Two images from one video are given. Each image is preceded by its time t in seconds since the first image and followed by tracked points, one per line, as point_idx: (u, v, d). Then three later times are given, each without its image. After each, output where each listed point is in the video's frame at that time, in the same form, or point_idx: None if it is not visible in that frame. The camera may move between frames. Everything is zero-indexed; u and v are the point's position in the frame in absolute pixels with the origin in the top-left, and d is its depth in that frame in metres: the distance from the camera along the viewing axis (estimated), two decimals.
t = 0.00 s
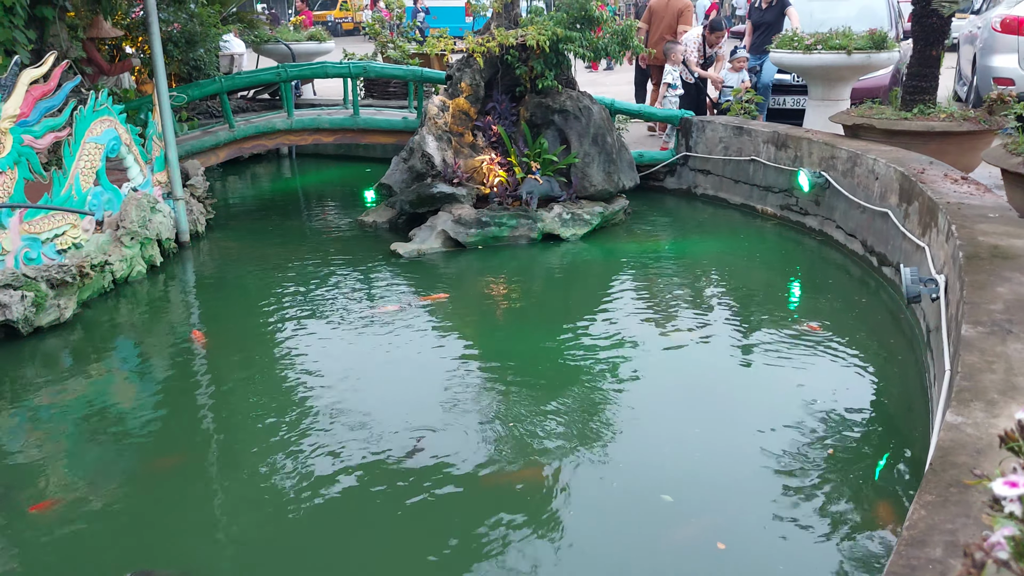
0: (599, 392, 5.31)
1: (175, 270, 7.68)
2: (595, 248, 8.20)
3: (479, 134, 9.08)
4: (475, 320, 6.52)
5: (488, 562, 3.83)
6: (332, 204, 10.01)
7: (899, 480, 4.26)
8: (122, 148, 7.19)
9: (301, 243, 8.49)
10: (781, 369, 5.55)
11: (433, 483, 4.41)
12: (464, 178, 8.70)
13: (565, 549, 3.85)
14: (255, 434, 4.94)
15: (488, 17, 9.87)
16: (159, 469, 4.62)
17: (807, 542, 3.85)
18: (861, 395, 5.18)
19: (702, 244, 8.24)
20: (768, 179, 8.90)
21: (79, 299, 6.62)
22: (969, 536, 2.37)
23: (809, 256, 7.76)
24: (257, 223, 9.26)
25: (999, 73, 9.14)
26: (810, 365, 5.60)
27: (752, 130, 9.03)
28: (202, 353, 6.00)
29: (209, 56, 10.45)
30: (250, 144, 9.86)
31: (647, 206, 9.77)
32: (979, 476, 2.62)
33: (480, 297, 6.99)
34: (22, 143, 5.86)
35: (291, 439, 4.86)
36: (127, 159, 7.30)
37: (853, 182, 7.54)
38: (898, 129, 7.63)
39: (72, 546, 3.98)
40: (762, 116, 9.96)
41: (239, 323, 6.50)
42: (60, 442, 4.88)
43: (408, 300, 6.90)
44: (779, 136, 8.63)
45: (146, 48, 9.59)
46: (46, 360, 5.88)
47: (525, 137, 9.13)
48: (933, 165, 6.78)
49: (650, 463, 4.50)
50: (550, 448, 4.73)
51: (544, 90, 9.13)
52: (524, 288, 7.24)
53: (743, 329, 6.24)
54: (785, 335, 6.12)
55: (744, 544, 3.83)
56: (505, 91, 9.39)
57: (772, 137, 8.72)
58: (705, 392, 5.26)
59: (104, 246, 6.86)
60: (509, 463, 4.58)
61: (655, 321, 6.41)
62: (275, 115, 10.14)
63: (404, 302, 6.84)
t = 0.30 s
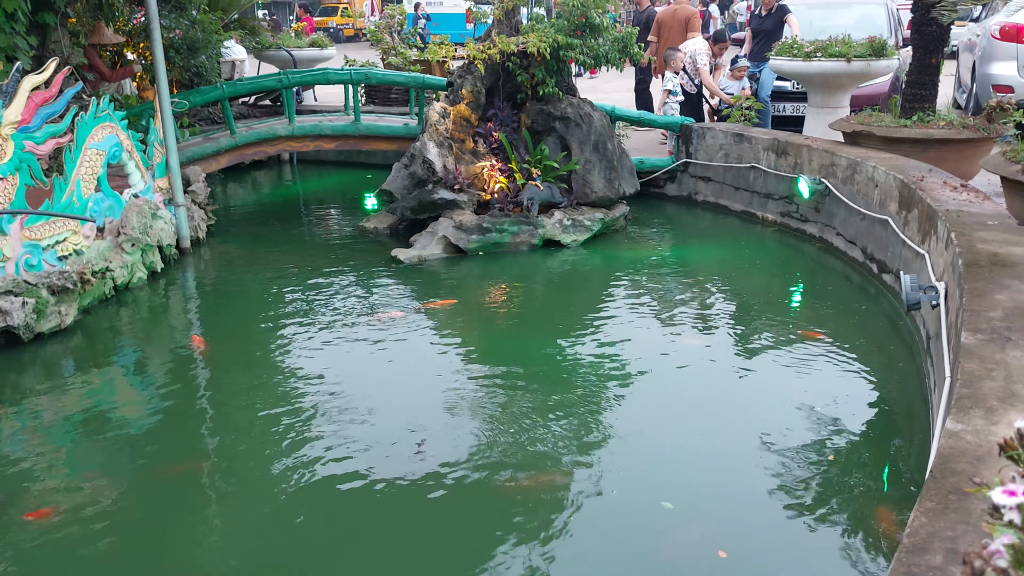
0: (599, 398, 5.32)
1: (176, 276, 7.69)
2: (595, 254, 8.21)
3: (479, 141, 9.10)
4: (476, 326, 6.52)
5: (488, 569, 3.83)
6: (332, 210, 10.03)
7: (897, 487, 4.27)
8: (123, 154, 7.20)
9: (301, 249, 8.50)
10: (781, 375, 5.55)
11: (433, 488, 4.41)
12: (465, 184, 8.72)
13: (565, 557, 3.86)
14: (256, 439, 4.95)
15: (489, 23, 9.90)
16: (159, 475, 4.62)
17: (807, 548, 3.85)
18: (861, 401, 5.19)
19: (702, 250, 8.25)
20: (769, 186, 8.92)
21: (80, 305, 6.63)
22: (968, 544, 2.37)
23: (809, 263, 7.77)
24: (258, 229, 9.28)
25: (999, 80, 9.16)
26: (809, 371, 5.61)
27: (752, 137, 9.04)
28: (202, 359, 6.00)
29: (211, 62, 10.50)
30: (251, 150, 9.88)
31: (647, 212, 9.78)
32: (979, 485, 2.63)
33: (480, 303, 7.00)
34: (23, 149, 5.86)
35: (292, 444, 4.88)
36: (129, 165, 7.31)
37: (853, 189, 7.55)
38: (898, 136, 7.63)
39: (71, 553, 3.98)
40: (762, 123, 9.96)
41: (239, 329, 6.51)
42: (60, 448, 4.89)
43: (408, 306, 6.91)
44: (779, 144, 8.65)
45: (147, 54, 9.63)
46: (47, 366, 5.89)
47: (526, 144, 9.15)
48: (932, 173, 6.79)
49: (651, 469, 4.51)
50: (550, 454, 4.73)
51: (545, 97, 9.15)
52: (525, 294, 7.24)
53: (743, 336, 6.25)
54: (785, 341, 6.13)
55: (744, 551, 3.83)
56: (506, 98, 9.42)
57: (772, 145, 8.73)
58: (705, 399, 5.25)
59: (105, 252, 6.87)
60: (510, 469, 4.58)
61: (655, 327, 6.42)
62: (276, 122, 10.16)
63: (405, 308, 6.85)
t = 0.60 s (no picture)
0: (600, 404, 5.32)
1: (179, 281, 7.70)
2: (597, 260, 8.21)
3: (481, 147, 9.13)
4: (477, 332, 6.53)
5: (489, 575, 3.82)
6: (335, 216, 10.05)
7: (899, 493, 4.27)
8: (127, 159, 7.22)
9: (304, 254, 8.51)
10: (783, 382, 5.55)
11: (434, 494, 4.41)
12: (467, 190, 8.74)
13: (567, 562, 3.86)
14: (258, 445, 4.95)
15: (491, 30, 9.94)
16: (161, 480, 4.62)
17: (809, 554, 3.85)
18: (862, 408, 5.19)
19: (704, 257, 8.26)
20: (770, 193, 8.93)
21: (83, 310, 6.65)
22: (970, 551, 2.37)
23: (810, 270, 7.78)
24: (260, 235, 9.30)
25: (1000, 88, 9.18)
26: (811, 378, 5.61)
27: (754, 144, 9.04)
28: (205, 364, 6.01)
29: (215, 68, 10.49)
30: (254, 156, 9.90)
31: (649, 218, 9.80)
32: (981, 491, 2.63)
33: (481, 309, 7.01)
34: (28, 155, 5.90)
35: (293, 449, 4.88)
36: (132, 171, 7.34)
37: (855, 196, 7.56)
38: (901, 143, 7.64)
39: (72, 557, 3.98)
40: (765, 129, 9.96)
41: (242, 334, 6.51)
42: (62, 452, 4.89)
43: (410, 312, 6.91)
44: (780, 150, 8.66)
45: (151, 60, 9.66)
46: (50, 371, 5.90)
47: (527, 150, 9.13)
48: (934, 180, 6.79)
49: (653, 476, 4.51)
50: (551, 461, 4.73)
51: (546, 103, 9.18)
52: (526, 300, 7.25)
53: (744, 343, 6.25)
54: (786, 348, 6.13)
55: (746, 557, 3.83)
56: (508, 104, 9.45)
57: (774, 151, 8.74)
58: (707, 405, 5.25)
59: (109, 257, 6.89)
60: (512, 475, 4.58)
61: (656, 334, 6.42)
62: (279, 128, 10.20)
63: (406, 314, 6.85)
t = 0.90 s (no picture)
0: (601, 410, 5.32)
1: (180, 287, 7.71)
2: (598, 267, 8.22)
3: (482, 154, 9.12)
4: (478, 338, 6.52)
5: None
6: (336, 222, 10.06)
7: (900, 501, 4.26)
8: (129, 165, 7.23)
9: (305, 261, 8.52)
10: (784, 388, 5.55)
11: (434, 501, 4.40)
12: (468, 197, 8.74)
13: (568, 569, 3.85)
14: (258, 452, 4.94)
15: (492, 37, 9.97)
16: (161, 486, 4.62)
17: (811, 562, 3.84)
18: (863, 415, 5.17)
19: (705, 263, 8.26)
20: (771, 200, 8.93)
21: (84, 316, 6.66)
22: (970, 559, 2.37)
23: (811, 276, 7.78)
24: (262, 241, 9.31)
25: (1001, 95, 9.18)
26: (812, 384, 5.60)
27: (754, 150, 9.05)
28: (206, 370, 6.01)
29: (217, 74, 10.61)
30: (256, 162, 9.92)
31: (650, 225, 9.81)
32: (981, 499, 2.62)
33: (482, 315, 7.01)
34: (30, 161, 5.91)
35: (292, 456, 4.87)
36: (134, 177, 7.34)
37: (856, 203, 7.56)
38: (901, 150, 7.64)
39: (72, 564, 3.97)
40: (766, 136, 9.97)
41: (243, 341, 6.51)
42: (63, 458, 4.89)
43: (411, 318, 6.92)
44: (781, 157, 8.66)
45: (153, 66, 9.68)
46: (51, 377, 5.90)
47: (528, 157, 9.19)
48: (935, 186, 6.80)
49: (654, 483, 4.50)
50: (552, 467, 4.72)
51: (547, 110, 9.21)
52: (527, 306, 7.25)
53: (746, 349, 6.24)
54: (788, 355, 6.13)
55: (747, 564, 3.82)
56: (509, 111, 9.47)
57: (774, 158, 8.75)
58: (707, 412, 5.24)
59: (110, 263, 6.90)
60: (512, 482, 4.58)
61: (658, 340, 6.42)
62: (281, 134, 10.23)
63: (407, 321, 6.85)
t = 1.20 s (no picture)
0: (602, 416, 5.31)
1: (180, 293, 7.71)
2: (598, 272, 8.22)
3: (483, 159, 9.13)
4: (478, 344, 6.51)
5: None
6: (336, 228, 10.07)
7: (898, 507, 4.25)
8: (129, 171, 7.24)
9: (305, 266, 8.52)
10: (784, 394, 5.55)
11: (431, 506, 4.39)
12: (468, 203, 8.73)
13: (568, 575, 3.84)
14: (258, 457, 4.93)
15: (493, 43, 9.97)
16: (160, 492, 4.61)
17: (812, 567, 3.84)
18: (863, 422, 5.16)
19: (705, 269, 8.26)
20: (772, 206, 8.92)
21: (84, 321, 6.66)
22: (970, 565, 2.36)
23: (812, 282, 7.78)
24: (262, 246, 9.31)
25: (1001, 101, 9.20)
26: (812, 390, 5.60)
27: (755, 157, 9.05)
28: (206, 375, 6.01)
29: (218, 80, 10.55)
30: (256, 167, 9.91)
31: (650, 231, 9.81)
32: (980, 505, 2.61)
33: (482, 320, 7.01)
34: (30, 166, 5.91)
35: (291, 462, 4.86)
36: (134, 182, 7.34)
37: (856, 209, 7.56)
38: (901, 156, 7.63)
39: (70, 569, 3.96)
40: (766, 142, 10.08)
41: (243, 346, 6.51)
42: (61, 463, 4.89)
43: (411, 324, 6.91)
44: (781, 163, 8.66)
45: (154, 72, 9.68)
46: (51, 382, 5.90)
47: (530, 163, 9.17)
48: (935, 193, 6.79)
49: (655, 490, 4.48)
50: (552, 473, 4.71)
51: (548, 116, 9.22)
52: (527, 312, 7.25)
53: (746, 355, 6.24)
54: (788, 361, 6.12)
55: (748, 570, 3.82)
56: (510, 117, 9.47)
57: (775, 164, 8.75)
58: (708, 419, 5.23)
59: (110, 268, 6.90)
60: (512, 488, 4.57)
61: (658, 346, 6.41)
62: (282, 140, 10.23)
63: (408, 327, 6.84)
